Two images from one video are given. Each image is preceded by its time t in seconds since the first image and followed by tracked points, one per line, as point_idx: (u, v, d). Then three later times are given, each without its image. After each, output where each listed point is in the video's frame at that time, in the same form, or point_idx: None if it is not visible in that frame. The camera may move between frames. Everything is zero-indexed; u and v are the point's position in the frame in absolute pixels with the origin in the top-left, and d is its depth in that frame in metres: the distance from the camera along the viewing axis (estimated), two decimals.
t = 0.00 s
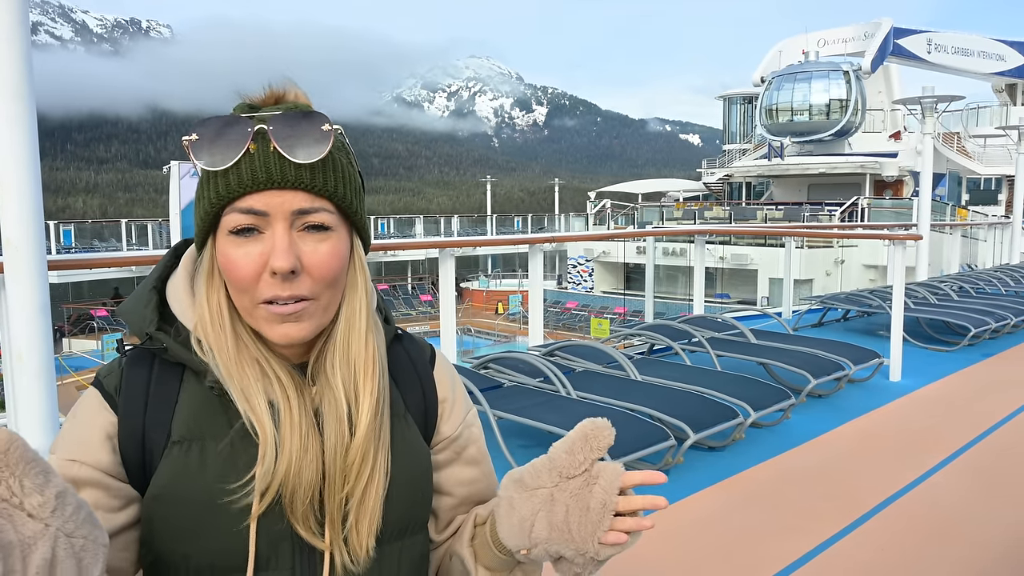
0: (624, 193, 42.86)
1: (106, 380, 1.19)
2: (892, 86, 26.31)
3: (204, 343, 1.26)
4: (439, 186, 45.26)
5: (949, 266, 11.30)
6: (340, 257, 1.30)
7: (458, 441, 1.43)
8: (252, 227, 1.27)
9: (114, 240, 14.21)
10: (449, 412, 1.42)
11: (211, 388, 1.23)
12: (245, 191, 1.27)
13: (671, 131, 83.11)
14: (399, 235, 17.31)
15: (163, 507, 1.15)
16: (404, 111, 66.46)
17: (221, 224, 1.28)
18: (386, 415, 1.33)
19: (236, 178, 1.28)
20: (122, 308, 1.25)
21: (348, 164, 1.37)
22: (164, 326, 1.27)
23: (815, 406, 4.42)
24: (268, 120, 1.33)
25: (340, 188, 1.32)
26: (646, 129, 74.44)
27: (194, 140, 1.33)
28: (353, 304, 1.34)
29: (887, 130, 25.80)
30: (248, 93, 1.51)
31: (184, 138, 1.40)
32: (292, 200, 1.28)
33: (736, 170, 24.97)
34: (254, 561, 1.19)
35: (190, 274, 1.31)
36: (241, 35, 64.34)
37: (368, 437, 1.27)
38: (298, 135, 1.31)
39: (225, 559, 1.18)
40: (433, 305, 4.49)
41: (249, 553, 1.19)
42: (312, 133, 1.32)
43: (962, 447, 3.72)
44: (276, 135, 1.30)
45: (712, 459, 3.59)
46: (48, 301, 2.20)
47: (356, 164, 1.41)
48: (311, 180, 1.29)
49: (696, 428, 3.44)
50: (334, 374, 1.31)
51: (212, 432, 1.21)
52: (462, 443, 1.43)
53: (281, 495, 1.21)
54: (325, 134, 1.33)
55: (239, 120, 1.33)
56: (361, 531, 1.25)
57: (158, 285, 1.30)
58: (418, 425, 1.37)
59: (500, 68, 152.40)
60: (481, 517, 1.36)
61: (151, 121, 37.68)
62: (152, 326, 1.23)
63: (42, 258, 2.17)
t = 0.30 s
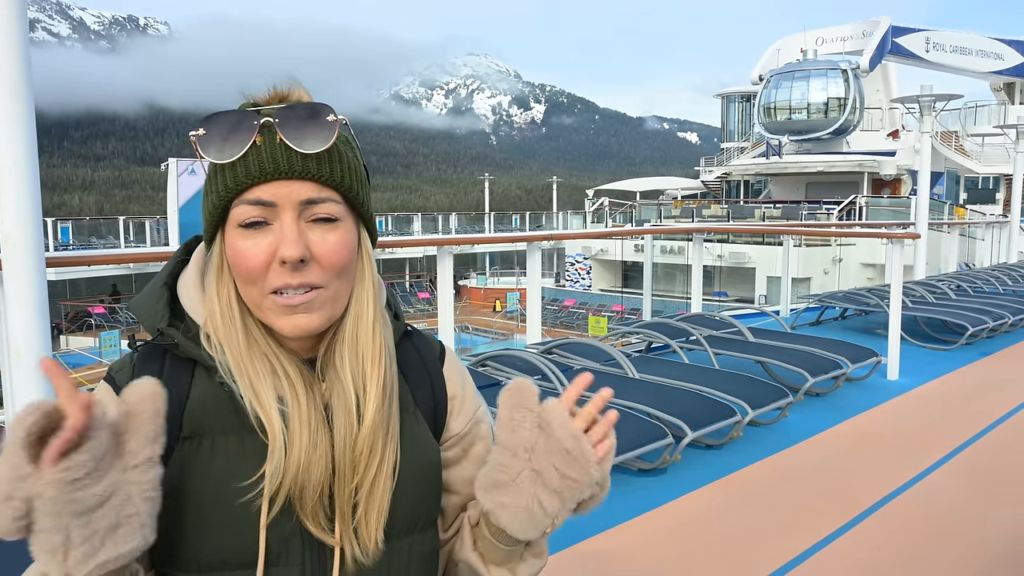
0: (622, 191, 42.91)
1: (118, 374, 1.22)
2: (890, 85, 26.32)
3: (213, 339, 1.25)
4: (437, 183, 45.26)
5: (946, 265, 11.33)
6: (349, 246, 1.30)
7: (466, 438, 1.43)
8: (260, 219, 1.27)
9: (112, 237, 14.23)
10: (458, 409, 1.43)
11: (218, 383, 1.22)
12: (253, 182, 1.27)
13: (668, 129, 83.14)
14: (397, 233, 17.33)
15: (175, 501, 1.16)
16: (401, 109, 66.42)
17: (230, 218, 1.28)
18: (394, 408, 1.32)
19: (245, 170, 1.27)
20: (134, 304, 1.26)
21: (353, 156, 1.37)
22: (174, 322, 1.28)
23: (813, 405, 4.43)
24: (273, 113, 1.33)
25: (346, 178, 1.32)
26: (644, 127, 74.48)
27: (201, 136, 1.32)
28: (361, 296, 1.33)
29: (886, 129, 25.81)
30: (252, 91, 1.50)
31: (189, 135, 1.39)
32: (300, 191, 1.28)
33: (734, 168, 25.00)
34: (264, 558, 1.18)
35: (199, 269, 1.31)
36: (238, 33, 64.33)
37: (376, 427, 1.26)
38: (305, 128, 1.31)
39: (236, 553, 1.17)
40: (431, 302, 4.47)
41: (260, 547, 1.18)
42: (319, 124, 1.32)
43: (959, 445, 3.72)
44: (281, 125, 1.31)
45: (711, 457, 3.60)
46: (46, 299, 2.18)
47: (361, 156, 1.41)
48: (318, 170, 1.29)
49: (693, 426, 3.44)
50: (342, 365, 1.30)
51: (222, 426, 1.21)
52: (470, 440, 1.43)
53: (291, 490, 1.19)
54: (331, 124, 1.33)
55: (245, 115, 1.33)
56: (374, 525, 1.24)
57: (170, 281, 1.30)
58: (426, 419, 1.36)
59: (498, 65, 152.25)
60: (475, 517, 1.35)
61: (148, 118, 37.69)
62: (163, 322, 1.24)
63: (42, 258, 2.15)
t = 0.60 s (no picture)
0: (620, 190, 42.91)
1: (147, 377, 1.22)
2: (888, 84, 26.31)
3: (237, 346, 1.24)
4: (435, 182, 45.21)
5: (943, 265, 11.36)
6: (373, 259, 1.29)
7: (486, 438, 1.41)
8: (286, 232, 1.26)
9: (111, 235, 14.23)
10: (477, 409, 1.40)
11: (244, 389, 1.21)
12: (279, 198, 1.26)
13: (667, 129, 83.14)
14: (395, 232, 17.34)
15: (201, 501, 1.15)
16: (399, 108, 66.40)
17: (258, 230, 1.27)
18: (416, 415, 1.30)
19: (272, 186, 1.26)
20: (163, 309, 1.27)
21: (378, 168, 1.35)
22: (199, 326, 1.28)
23: (811, 404, 4.43)
24: (301, 127, 1.31)
25: (373, 194, 1.30)
26: (642, 127, 74.52)
27: (229, 148, 1.32)
28: (383, 304, 1.32)
29: (884, 129, 25.83)
30: (276, 96, 1.49)
31: (217, 147, 1.39)
32: (327, 207, 1.27)
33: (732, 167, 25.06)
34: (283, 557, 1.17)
35: (225, 276, 1.30)
36: (236, 31, 64.27)
37: (397, 434, 1.24)
38: (333, 144, 1.29)
39: (259, 550, 1.18)
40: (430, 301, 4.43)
41: (279, 548, 1.18)
42: (344, 138, 1.31)
43: (957, 445, 3.73)
44: (311, 143, 1.29)
45: (708, 456, 3.60)
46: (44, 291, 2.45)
47: (385, 167, 1.40)
48: (343, 186, 1.27)
49: (692, 425, 3.44)
50: (363, 375, 1.28)
51: (248, 430, 1.20)
52: (491, 440, 1.42)
53: (311, 494, 1.18)
54: (357, 140, 1.32)
55: (273, 130, 1.31)
56: (393, 526, 1.23)
57: (196, 286, 1.31)
58: (445, 419, 1.34)
59: (496, 63, 152.11)
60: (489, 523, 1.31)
61: (145, 116, 37.68)
62: (190, 325, 1.24)
63: (38, 250, 2.42)
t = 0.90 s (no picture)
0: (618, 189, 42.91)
1: (184, 372, 1.21)
2: (887, 84, 26.31)
3: (267, 342, 1.24)
4: (433, 182, 45.17)
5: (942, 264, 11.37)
6: (392, 248, 1.28)
7: (514, 443, 1.37)
8: (306, 227, 1.26)
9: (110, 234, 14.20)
10: (506, 413, 1.37)
11: (275, 386, 1.21)
12: (295, 194, 1.27)
13: (665, 128, 83.23)
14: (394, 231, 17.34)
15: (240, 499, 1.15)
16: (398, 107, 66.37)
17: (279, 228, 1.27)
18: (442, 407, 1.28)
19: (285, 183, 1.27)
20: (202, 302, 1.29)
21: (391, 162, 1.33)
22: (234, 325, 1.29)
23: (810, 403, 4.43)
24: (310, 125, 1.31)
25: (384, 182, 1.29)
26: (641, 126, 74.56)
27: (248, 151, 1.32)
28: (408, 295, 1.29)
29: (882, 128, 25.83)
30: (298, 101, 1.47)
31: (237, 151, 1.39)
32: (340, 198, 1.27)
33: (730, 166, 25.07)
34: (312, 551, 1.18)
35: (256, 275, 1.30)
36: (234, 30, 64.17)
37: (424, 427, 1.23)
38: (343, 138, 1.28)
39: (295, 544, 1.18)
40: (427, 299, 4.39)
41: (309, 543, 1.18)
42: (353, 133, 1.30)
43: (955, 445, 3.72)
44: (317, 138, 1.29)
45: (704, 455, 3.60)
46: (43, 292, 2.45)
47: (399, 161, 1.38)
48: (354, 177, 1.27)
49: (690, 425, 3.43)
50: (389, 366, 1.27)
51: (279, 426, 1.19)
52: (518, 446, 1.38)
53: (340, 487, 1.17)
54: (364, 133, 1.31)
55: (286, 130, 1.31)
56: (424, 520, 1.22)
57: (233, 284, 1.31)
58: (473, 421, 1.31)
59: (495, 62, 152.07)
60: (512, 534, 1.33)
61: (143, 115, 37.58)
62: (226, 323, 1.26)
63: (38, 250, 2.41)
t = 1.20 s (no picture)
0: (617, 188, 42.87)
1: (185, 367, 1.18)
2: (886, 83, 26.33)
3: (275, 336, 1.23)
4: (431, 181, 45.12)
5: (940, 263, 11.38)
6: (408, 252, 1.28)
7: (511, 453, 1.33)
8: (325, 224, 1.25)
9: (108, 232, 14.19)
10: (504, 422, 1.33)
11: (278, 384, 1.19)
12: (320, 188, 1.26)
13: (664, 127, 83.06)
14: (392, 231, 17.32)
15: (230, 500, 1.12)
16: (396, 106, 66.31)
17: (298, 223, 1.26)
18: (446, 413, 1.28)
19: (313, 177, 1.26)
20: (204, 298, 1.26)
21: (416, 168, 1.33)
22: (238, 319, 1.27)
23: (809, 403, 4.43)
24: (343, 123, 1.30)
25: (409, 187, 1.29)
26: (640, 126, 74.57)
27: (277, 141, 1.29)
28: (419, 301, 1.30)
29: (881, 127, 25.85)
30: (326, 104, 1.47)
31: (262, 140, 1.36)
32: (363, 198, 1.26)
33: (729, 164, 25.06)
34: (304, 554, 1.17)
35: (266, 266, 1.30)
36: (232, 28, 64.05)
37: (430, 432, 1.24)
38: (372, 138, 1.28)
39: (288, 546, 1.17)
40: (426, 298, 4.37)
41: (302, 545, 1.17)
42: (385, 136, 1.29)
43: (954, 446, 3.70)
44: (351, 135, 1.28)
45: (704, 455, 3.60)
46: (42, 290, 2.45)
47: (423, 167, 1.38)
48: (382, 178, 1.27)
49: (689, 424, 3.43)
50: (398, 368, 1.27)
51: (279, 426, 1.18)
52: (515, 457, 1.34)
53: (338, 489, 1.18)
54: (396, 137, 1.30)
55: (318, 125, 1.30)
56: (423, 526, 1.22)
57: (238, 280, 1.29)
58: (472, 430, 1.29)
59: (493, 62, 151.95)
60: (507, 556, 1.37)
61: (142, 114, 37.54)
62: (230, 318, 1.23)
63: (37, 248, 2.41)
